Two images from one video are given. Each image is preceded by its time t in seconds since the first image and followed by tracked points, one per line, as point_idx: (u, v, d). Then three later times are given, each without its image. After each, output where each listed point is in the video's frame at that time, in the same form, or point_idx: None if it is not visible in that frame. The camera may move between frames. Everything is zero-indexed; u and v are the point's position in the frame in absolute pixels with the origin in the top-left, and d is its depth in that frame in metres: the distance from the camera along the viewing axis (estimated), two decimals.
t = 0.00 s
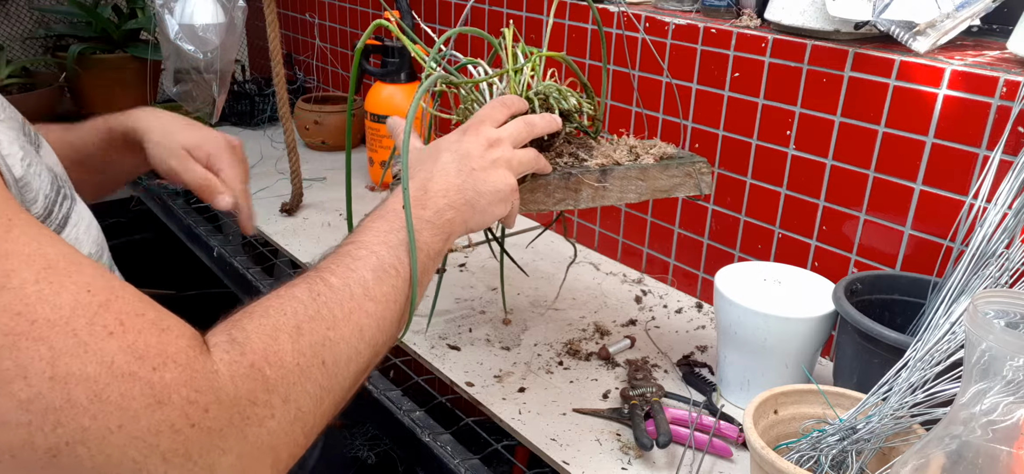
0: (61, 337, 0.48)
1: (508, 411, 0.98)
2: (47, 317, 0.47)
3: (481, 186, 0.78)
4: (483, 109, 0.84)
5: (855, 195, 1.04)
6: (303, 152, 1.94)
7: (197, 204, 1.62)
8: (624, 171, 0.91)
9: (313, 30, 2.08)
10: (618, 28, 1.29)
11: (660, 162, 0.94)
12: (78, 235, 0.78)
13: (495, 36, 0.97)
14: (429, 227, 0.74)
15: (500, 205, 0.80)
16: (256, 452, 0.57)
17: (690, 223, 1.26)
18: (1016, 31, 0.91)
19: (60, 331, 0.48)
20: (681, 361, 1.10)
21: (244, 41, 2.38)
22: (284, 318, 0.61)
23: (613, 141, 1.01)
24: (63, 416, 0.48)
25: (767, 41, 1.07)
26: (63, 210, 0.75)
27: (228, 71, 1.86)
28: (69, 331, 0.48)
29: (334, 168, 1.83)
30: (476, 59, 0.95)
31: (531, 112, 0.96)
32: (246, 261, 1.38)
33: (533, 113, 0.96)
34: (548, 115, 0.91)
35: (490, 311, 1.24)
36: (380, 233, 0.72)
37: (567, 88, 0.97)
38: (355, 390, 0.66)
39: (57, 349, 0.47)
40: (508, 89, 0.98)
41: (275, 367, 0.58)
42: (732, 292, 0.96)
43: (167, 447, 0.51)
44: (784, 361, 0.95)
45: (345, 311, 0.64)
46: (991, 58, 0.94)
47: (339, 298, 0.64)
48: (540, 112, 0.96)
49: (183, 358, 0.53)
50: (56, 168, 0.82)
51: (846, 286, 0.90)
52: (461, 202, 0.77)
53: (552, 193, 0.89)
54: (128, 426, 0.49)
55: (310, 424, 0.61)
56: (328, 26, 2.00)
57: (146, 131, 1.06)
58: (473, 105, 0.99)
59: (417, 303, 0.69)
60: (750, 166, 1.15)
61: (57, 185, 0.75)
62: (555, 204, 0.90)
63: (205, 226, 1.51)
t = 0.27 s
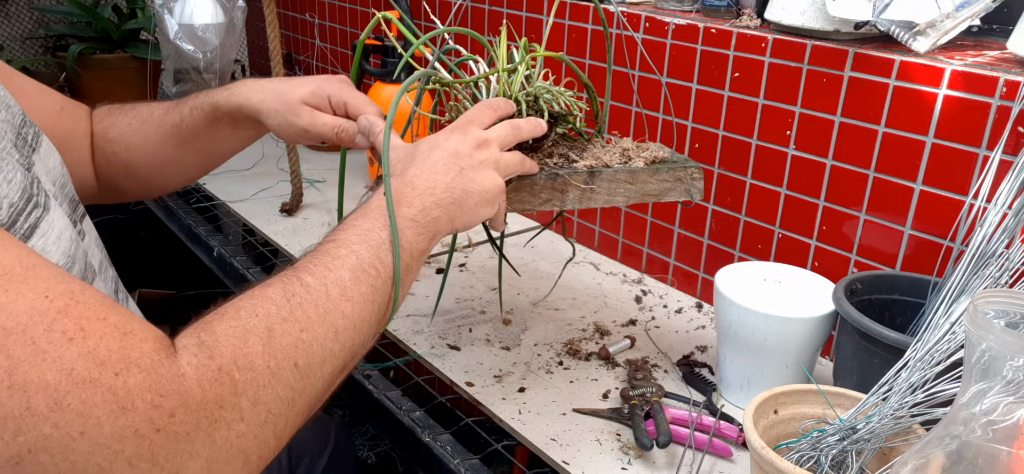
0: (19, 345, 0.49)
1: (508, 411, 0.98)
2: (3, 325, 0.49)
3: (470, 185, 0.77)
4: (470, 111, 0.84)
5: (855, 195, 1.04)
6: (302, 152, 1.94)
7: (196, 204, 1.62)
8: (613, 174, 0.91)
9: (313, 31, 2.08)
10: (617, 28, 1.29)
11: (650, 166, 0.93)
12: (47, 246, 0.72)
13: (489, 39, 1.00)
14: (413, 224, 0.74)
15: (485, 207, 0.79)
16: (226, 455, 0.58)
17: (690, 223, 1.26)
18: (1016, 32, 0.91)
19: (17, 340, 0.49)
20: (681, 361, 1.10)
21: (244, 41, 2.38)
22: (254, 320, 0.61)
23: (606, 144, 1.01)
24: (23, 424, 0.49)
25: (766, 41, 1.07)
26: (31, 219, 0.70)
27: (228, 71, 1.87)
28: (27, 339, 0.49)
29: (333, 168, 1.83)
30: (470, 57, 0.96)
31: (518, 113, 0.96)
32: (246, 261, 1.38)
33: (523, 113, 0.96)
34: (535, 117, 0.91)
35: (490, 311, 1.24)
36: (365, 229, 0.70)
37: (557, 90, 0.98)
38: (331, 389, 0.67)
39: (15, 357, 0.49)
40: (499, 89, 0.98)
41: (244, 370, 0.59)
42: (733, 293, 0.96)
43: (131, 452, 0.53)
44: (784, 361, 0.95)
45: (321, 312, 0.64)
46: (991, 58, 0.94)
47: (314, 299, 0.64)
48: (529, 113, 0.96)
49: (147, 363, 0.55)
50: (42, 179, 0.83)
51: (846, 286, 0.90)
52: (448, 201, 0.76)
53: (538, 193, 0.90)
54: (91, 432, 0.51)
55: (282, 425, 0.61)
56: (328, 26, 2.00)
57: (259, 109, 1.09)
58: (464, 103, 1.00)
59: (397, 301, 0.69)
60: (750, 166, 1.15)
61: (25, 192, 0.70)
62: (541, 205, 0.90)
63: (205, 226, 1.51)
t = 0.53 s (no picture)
0: (15, 352, 0.49)
1: (508, 411, 0.98)
2: None
3: (468, 186, 0.78)
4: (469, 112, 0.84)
5: (855, 195, 1.04)
6: (303, 152, 1.94)
7: (196, 204, 1.62)
8: (614, 176, 0.91)
9: (313, 30, 2.08)
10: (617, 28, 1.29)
11: (652, 169, 0.93)
12: (42, 251, 0.72)
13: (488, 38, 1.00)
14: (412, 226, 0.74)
15: (484, 207, 0.80)
16: (224, 461, 0.57)
17: (690, 223, 1.26)
18: (1016, 32, 0.91)
19: (13, 347, 0.49)
20: (681, 361, 1.10)
21: (245, 41, 2.38)
22: (252, 326, 0.61)
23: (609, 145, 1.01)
24: (20, 432, 0.48)
25: (766, 41, 1.07)
26: (26, 225, 0.69)
27: (228, 71, 1.87)
28: (23, 347, 0.49)
29: (333, 168, 1.83)
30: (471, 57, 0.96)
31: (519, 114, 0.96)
32: (246, 261, 1.38)
33: (523, 113, 0.96)
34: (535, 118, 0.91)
35: (490, 311, 1.24)
36: (363, 231, 0.71)
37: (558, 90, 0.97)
38: (328, 393, 0.66)
39: (11, 364, 0.48)
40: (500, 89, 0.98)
41: (242, 376, 0.59)
42: (733, 293, 0.96)
43: (129, 460, 0.53)
44: (784, 361, 0.95)
45: (319, 317, 0.64)
46: (991, 58, 0.94)
47: (312, 303, 0.64)
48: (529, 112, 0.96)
49: (144, 369, 0.54)
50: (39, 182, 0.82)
51: (846, 286, 0.90)
52: (446, 202, 0.76)
53: (539, 194, 0.90)
54: (88, 440, 0.51)
55: (279, 431, 0.61)
56: (328, 26, 2.00)
57: (279, 99, 1.11)
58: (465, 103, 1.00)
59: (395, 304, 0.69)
60: (750, 166, 1.15)
61: (22, 196, 0.70)
62: (541, 206, 0.90)
63: (206, 226, 1.51)
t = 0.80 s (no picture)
0: (24, 362, 0.49)
1: (508, 411, 0.98)
2: (9, 343, 0.49)
3: (473, 192, 0.78)
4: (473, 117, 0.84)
5: (855, 195, 1.04)
6: (303, 152, 1.94)
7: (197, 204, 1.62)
8: (623, 177, 0.91)
9: (313, 31, 2.08)
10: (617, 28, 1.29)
11: (661, 169, 0.94)
12: (51, 255, 0.70)
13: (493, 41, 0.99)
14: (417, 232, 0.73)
15: (490, 213, 0.80)
16: None
17: (690, 224, 1.26)
18: (1016, 32, 0.91)
19: (22, 358, 0.49)
20: (681, 361, 1.10)
21: (245, 41, 2.38)
22: (258, 336, 0.61)
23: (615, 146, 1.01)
24: (28, 443, 0.49)
25: (767, 41, 1.07)
26: (34, 228, 0.68)
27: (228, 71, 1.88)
28: (31, 357, 0.49)
29: (333, 169, 1.83)
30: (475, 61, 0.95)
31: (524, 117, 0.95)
32: (246, 261, 1.38)
33: (529, 116, 0.95)
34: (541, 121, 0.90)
35: (490, 311, 1.24)
36: (368, 240, 0.71)
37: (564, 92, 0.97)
38: (335, 403, 0.66)
39: (20, 376, 0.49)
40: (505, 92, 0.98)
41: (248, 388, 0.58)
42: (732, 293, 0.96)
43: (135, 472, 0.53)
44: (784, 361, 0.95)
45: (324, 328, 0.63)
46: (991, 58, 0.94)
47: (318, 314, 0.64)
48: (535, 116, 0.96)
49: (151, 380, 0.54)
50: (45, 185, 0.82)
51: (846, 286, 0.90)
52: (451, 207, 0.77)
53: (547, 197, 0.89)
54: (95, 452, 0.51)
55: (286, 442, 0.61)
56: (328, 26, 2.00)
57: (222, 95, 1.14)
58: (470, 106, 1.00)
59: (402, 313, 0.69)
60: (750, 166, 1.15)
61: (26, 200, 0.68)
62: (550, 209, 0.90)
63: (205, 226, 1.51)
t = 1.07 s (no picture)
0: (35, 362, 0.48)
1: (508, 411, 0.98)
2: (20, 343, 0.48)
3: (482, 194, 0.77)
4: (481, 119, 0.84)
5: (855, 195, 1.04)
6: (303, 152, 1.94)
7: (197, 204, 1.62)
8: (633, 178, 0.91)
9: (313, 31, 2.08)
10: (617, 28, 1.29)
11: (670, 169, 0.94)
12: (63, 253, 0.73)
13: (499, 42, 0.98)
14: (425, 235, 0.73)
15: (500, 215, 0.79)
16: None
17: (690, 223, 1.26)
18: (1016, 32, 0.91)
19: (33, 358, 0.48)
20: (681, 361, 1.10)
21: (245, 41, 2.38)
22: (266, 340, 0.60)
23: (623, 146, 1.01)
24: (35, 444, 0.48)
25: (766, 41, 1.07)
26: (48, 226, 0.71)
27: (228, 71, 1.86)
28: (42, 358, 0.48)
29: (333, 169, 1.83)
30: (481, 63, 0.95)
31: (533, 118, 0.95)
32: (246, 261, 1.38)
33: (537, 118, 0.95)
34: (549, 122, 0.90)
35: (490, 311, 1.24)
36: (376, 243, 0.70)
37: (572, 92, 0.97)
38: (343, 408, 0.65)
39: (31, 375, 0.48)
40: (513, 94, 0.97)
41: (256, 392, 0.58)
42: (733, 293, 0.96)
43: None
44: (784, 361, 0.95)
45: (332, 332, 0.63)
46: (991, 58, 0.94)
47: (325, 318, 0.63)
48: (543, 117, 0.95)
49: (161, 384, 0.53)
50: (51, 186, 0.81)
51: (846, 286, 0.90)
52: (461, 210, 0.76)
53: (556, 199, 0.89)
54: (103, 454, 0.50)
55: (294, 448, 0.60)
56: (328, 26, 2.00)
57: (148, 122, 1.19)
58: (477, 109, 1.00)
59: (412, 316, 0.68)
60: (750, 166, 1.15)
61: (40, 199, 0.71)
62: (559, 211, 0.90)
63: (205, 226, 1.51)
